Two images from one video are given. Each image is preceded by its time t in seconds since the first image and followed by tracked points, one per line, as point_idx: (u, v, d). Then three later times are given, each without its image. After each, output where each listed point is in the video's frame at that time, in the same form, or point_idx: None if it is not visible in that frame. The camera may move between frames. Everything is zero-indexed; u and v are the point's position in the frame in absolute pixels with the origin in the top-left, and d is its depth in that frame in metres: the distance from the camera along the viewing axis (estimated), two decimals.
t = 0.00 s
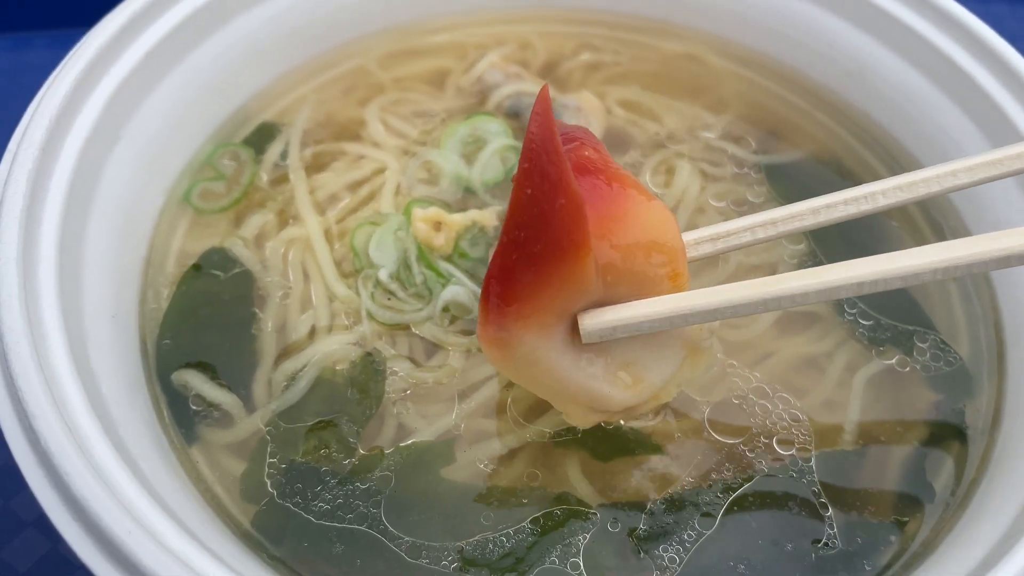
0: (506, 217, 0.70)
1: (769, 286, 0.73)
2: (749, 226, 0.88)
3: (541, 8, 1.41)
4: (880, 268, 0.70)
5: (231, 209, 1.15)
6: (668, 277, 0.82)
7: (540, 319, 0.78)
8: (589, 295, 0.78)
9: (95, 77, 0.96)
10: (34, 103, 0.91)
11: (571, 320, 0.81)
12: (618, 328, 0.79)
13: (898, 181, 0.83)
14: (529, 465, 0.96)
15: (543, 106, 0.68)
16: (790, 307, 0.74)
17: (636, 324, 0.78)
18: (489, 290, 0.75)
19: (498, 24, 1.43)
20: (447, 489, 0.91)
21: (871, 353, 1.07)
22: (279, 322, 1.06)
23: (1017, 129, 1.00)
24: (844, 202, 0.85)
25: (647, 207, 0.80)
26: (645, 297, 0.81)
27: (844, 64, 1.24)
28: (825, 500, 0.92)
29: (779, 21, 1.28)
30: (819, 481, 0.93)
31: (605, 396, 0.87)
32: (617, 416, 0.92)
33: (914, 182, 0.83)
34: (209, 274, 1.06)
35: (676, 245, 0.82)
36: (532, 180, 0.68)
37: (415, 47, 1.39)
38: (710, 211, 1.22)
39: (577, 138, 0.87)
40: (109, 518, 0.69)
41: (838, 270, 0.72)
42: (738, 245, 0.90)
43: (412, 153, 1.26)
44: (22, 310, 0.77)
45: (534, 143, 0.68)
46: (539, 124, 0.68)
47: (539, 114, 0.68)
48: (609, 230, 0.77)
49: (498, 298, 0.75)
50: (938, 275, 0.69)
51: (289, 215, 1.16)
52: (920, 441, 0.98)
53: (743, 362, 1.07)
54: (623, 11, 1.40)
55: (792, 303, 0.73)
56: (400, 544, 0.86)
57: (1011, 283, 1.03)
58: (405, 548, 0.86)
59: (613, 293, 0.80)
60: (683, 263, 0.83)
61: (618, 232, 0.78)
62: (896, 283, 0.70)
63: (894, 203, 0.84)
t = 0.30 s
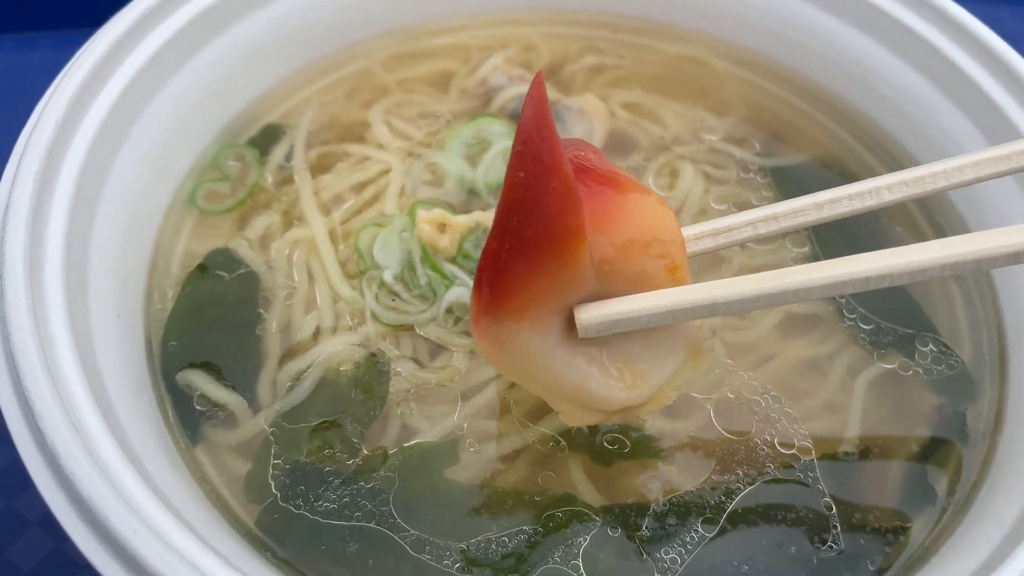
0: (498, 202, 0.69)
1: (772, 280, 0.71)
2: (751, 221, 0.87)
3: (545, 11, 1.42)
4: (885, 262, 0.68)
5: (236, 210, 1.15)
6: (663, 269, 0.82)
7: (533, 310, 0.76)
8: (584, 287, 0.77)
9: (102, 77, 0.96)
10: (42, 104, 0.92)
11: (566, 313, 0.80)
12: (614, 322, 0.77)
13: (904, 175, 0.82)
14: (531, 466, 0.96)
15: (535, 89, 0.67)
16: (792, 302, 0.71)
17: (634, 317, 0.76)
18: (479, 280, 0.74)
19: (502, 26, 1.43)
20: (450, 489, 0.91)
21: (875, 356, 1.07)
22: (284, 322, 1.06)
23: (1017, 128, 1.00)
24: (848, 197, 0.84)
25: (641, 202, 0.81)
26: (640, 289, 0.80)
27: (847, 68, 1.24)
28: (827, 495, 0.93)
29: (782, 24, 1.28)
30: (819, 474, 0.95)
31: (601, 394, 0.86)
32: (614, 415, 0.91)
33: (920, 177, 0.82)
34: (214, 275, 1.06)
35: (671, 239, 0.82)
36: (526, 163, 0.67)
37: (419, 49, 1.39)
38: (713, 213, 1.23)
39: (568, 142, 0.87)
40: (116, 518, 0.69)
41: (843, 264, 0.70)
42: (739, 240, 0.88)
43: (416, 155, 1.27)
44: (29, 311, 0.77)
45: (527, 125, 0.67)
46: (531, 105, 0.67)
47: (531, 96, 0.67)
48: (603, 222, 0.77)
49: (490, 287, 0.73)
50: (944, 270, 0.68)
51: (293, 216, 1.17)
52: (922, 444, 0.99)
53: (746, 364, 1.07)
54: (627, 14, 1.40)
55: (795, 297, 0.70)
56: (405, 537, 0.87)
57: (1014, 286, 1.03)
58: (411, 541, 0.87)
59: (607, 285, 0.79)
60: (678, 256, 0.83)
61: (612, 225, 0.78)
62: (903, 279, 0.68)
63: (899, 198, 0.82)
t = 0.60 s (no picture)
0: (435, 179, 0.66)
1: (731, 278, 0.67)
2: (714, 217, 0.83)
3: (552, 24, 1.42)
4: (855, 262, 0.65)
5: (242, 226, 1.16)
6: (617, 264, 0.77)
7: (472, 301, 0.71)
8: (528, 280, 0.73)
9: (109, 94, 0.97)
10: (51, 122, 0.92)
11: (509, 310, 0.75)
12: (561, 320, 0.71)
13: (880, 172, 0.78)
14: (535, 485, 0.97)
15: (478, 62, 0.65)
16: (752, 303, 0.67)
17: (580, 315, 0.71)
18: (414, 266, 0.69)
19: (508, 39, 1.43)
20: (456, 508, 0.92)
21: (879, 374, 1.07)
22: (290, 339, 1.07)
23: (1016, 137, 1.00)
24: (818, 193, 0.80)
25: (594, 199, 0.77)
26: (591, 285, 0.76)
27: (852, 83, 1.24)
28: (834, 514, 0.93)
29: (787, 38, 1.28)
30: (826, 492, 0.95)
31: (550, 399, 0.80)
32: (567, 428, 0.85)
33: (897, 174, 0.78)
34: (221, 291, 1.07)
35: (625, 235, 0.78)
36: (464, 136, 0.63)
37: (426, 62, 1.40)
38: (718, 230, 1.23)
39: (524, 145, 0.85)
40: (124, 540, 0.70)
41: (809, 263, 0.66)
42: (700, 237, 0.84)
43: (422, 170, 1.27)
44: (38, 330, 0.78)
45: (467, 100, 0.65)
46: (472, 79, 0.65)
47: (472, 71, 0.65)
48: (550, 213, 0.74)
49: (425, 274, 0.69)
50: (914, 273, 0.64)
51: (300, 232, 1.17)
52: (924, 463, 0.99)
53: (750, 382, 1.08)
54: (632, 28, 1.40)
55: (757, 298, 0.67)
56: (409, 554, 0.87)
57: (1018, 305, 1.03)
58: (414, 559, 0.87)
59: (554, 282, 0.75)
60: (634, 252, 0.79)
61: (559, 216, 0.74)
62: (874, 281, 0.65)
63: (874, 195, 0.79)
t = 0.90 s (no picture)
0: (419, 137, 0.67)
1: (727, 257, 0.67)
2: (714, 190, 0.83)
3: (560, 31, 1.40)
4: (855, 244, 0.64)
5: (245, 235, 1.15)
6: (606, 235, 0.76)
7: (450, 266, 0.71)
8: (510, 248, 0.72)
9: (112, 102, 0.96)
10: (53, 130, 0.91)
11: (489, 279, 0.74)
12: (544, 295, 0.71)
13: (891, 148, 0.78)
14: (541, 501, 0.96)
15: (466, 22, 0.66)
16: (747, 283, 0.67)
17: (561, 286, 0.70)
18: (393, 226, 0.70)
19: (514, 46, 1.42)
20: (461, 525, 0.91)
21: (889, 389, 1.06)
22: (292, 352, 1.05)
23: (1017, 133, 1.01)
24: (823, 169, 0.80)
25: (586, 169, 0.77)
26: (576, 255, 0.75)
27: (861, 90, 1.23)
28: (846, 551, 0.90)
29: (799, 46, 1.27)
30: (837, 520, 0.93)
31: (529, 374, 0.79)
32: (552, 410, 0.84)
33: (907, 152, 0.78)
34: (223, 303, 1.06)
35: (617, 207, 0.77)
36: (449, 92, 0.65)
37: (432, 67, 1.38)
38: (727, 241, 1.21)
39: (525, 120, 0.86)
40: (126, 564, 0.68)
41: (806, 242, 0.66)
42: (697, 212, 0.85)
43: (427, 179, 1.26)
44: (39, 347, 0.77)
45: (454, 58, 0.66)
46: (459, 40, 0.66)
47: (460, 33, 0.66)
48: (537, 180, 0.73)
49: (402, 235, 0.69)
50: (921, 257, 0.63)
51: (303, 242, 1.16)
52: (935, 481, 0.98)
53: (760, 397, 1.06)
54: (641, 35, 1.39)
55: (750, 276, 0.67)
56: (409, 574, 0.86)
57: None
58: None
59: (538, 252, 0.74)
60: (625, 225, 0.77)
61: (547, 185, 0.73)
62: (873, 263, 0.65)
63: (880, 172, 0.79)
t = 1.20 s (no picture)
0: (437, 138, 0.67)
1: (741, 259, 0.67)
2: (729, 194, 0.82)
3: (564, 36, 1.40)
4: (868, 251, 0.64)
5: (250, 241, 1.15)
6: (620, 237, 0.75)
7: (466, 266, 0.71)
8: (526, 250, 0.72)
9: (117, 108, 0.96)
10: (60, 135, 0.92)
11: (505, 280, 0.74)
12: (558, 295, 0.71)
13: (908, 153, 0.77)
14: (547, 508, 0.96)
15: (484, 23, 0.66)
16: (759, 287, 0.68)
17: (576, 288, 0.70)
18: (410, 225, 0.70)
19: (519, 51, 1.42)
20: (466, 531, 0.91)
21: (895, 397, 1.06)
22: (297, 358, 1.05)
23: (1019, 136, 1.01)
24: (839, 174, 0.79)
25: (602, 171, 0.76)
26: (590, 257, 0.74)
27: (866, 96, 1.23)
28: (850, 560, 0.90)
29: (805, 53, 1.27)
30: (844, 529, 0.93)
31: (543, 373, 0.79)
32: (564, 410, 0.84)
33: (924, 157, 0.77)
34: (228, 309, 1.06)
35: (632, 208, 0.76)
36: (466, 94, 0.65)
37: (436, 73, 1.38)
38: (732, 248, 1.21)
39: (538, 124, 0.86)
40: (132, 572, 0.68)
41: (819, 247, 0.66)
42: (711, 215, 0.83)
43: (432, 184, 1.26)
44: (45, 354, 0.77)
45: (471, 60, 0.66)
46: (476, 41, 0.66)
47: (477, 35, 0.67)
48: (552, 181, 0.73)
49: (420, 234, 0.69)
50: (934, 263, 0.64)
51: (308, 248, 1.16)
52: (941, 489, 0.97)
53: (765, 405, 1.06)
54: (646, 40, 1.39)
55: (762, 280, 0.67)
56: None
57: None
58: None
59: (553, 253, 0.74)
60: (640, 227, 0.77)
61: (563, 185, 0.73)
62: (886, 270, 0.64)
63: (896, 178, 0.78)
